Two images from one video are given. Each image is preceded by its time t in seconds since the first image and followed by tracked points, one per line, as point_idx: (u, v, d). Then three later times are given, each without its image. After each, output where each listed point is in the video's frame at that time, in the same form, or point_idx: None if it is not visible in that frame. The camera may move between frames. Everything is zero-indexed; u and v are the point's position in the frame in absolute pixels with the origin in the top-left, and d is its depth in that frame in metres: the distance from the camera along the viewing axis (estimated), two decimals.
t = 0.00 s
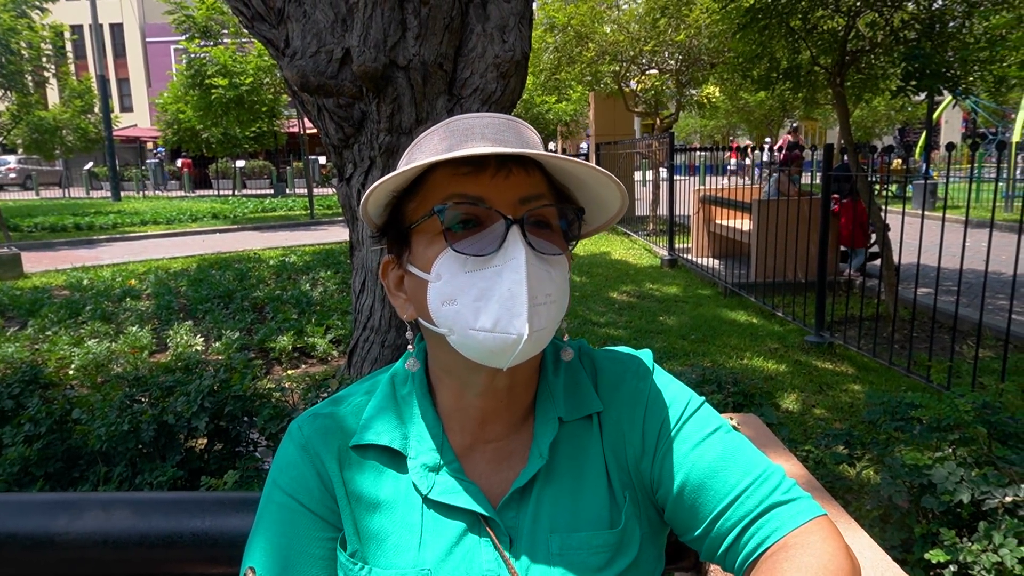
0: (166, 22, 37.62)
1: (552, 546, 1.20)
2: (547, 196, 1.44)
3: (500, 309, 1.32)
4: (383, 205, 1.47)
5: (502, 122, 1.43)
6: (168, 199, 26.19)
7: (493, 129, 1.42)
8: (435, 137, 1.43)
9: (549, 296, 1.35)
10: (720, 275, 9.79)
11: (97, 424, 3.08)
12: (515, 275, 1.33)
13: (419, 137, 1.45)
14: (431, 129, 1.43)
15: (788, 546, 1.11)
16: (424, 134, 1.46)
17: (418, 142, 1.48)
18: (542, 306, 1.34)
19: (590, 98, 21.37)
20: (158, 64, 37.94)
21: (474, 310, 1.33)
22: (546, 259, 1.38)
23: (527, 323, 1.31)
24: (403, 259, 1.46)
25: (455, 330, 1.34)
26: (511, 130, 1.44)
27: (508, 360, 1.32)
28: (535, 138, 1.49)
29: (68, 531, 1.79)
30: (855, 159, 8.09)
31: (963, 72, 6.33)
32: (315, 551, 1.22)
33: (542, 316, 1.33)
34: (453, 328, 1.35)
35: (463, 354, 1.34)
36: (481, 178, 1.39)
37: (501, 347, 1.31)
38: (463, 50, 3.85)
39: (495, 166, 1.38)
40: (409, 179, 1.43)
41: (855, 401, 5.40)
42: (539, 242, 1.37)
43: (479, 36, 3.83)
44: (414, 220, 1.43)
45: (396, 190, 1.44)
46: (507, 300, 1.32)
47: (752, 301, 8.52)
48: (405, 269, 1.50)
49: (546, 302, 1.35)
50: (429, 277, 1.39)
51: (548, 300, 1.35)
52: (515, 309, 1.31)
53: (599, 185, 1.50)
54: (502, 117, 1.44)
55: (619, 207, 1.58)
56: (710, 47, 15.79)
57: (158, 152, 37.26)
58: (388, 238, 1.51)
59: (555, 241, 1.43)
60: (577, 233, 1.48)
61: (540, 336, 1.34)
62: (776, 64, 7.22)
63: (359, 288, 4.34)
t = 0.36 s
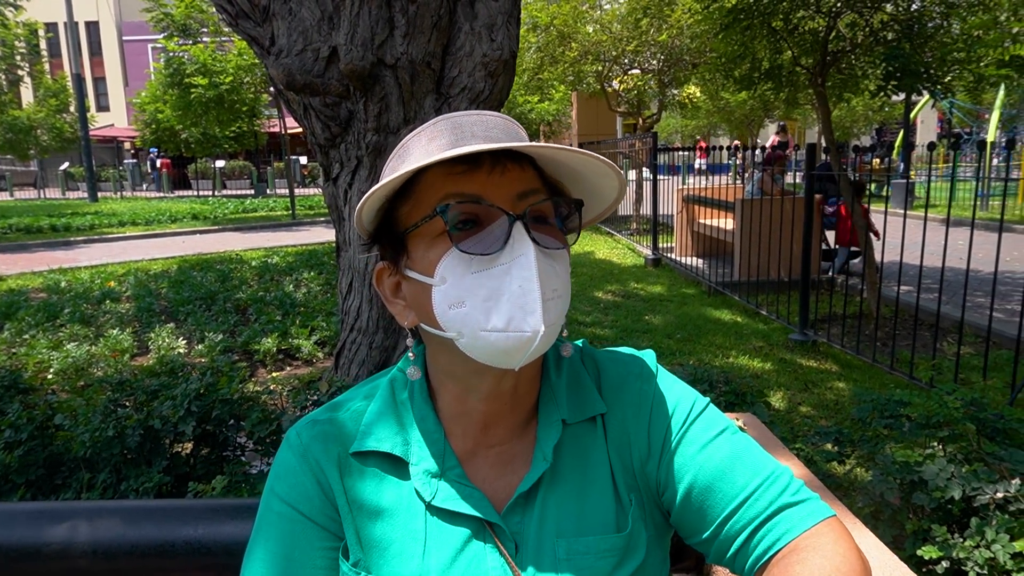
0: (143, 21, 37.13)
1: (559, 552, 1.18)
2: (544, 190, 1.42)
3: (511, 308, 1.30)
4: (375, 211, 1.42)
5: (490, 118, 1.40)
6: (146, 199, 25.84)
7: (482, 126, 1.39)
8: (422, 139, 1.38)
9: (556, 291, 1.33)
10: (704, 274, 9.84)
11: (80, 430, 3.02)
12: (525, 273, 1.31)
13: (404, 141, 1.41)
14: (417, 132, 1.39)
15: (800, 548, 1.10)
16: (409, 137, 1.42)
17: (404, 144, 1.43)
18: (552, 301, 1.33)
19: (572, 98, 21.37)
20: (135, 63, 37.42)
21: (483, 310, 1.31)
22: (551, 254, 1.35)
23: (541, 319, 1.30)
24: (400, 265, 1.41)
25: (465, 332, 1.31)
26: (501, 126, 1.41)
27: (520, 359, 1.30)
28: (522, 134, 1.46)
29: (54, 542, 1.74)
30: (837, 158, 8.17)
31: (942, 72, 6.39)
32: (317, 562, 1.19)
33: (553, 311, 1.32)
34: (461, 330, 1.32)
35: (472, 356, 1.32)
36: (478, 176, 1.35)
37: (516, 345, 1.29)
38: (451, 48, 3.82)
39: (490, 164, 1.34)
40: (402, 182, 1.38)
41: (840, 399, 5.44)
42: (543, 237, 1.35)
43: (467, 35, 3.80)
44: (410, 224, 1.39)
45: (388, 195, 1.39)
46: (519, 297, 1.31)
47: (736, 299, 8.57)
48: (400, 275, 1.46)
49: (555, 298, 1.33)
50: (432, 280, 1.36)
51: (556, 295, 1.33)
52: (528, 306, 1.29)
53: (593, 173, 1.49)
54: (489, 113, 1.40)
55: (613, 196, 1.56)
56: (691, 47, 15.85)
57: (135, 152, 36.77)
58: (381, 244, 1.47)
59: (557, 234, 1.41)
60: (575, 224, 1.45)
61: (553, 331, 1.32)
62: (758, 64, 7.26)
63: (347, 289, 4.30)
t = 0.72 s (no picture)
0: (120, 14, 36.53)
1: (576, 559, 1.15)
2: (549, 187, 1.37)
3: (524, 313, 1.26)
4: (376, 216, 1.36)
5: (489, 115, 1.35)
6: (124, 195, 25.44)
7: (482, 124, 1.34)
8: (420, 139, 1.33)
9: (569, 293, 1.30)
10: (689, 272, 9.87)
11: (63, 433, 2.94)
12: (537, 276, 1.27)
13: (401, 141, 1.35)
14: (415, 132, 1.33)
15: (823, 554, 1.08)
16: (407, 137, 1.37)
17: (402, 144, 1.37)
18: (567, 304, 1.29)
19: (556, 96, 21.36)
20: (111, 57, 36.85)
21: (495, 317, 1.27)
22: (563, 253, 1.32)
23: (556, 324, 1.26)
24: (405, 271, 1.37)
25: (477, 339, 1.27)
26: (500, 122, 1.36)
27: (534, 364, 1.26)
28: (523, 128, 1.42)
29: (42, 551, 1.70)
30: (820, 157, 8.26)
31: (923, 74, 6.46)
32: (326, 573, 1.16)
33: (568, 314, 1.28)
34: (473, 338, 1.28)
35: (484, 363, 1.28)
36: (483, 176, 1.30)
37: (531, 352, 1.25)
38: (442, 44, 3.77)
39: (494, 163, 1.29)
40: (402, 186, 1.33)
41: (826, 397, 5.47)
42: (553, 237, 1.31)
43: (459, 30, 3.74)
44: (413, 229, 1.34)
45: (389, 200, 1.33)
46: (532, 302, 1.27)
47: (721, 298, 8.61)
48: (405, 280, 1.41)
49: (568, 300, 1.30)
50: (439, 287, 1.31)
51: (569, 297, 1.30)
52: (542, 312, 1.26)
53: (601, 167, 1.44)
54: (488, 110, 1.35)
55: (623, 189, 1.52)
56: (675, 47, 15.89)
57: (112, 148, 36.19)
58: (383, 250, 1.42)
59: (566, 233, 1.36)
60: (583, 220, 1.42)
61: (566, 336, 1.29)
62: (743, 62, 7.27)
63: (334, 287, 4.25)
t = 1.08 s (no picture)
0: (85, 11, 35.74)
1: (588, 568, 1.12)
2: (553, 185, 1.33)
3: (533, 319, 1.23)
4: (373, 221, 1.32)
5: (486, 111, 1.31)
6: (91, 196, 24.88)
7: (479, 122, 1.30)
8: (416, 140, 1.29)
9: (578, 295, 1.26)
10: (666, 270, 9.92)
11: (36, 442, 2.83)
12: (546, 281, 1.23)
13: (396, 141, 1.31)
14: (411, 131, 1.29)
15: (841, 559, 1.06)
16: (402, 138, 1.32)
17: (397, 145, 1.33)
18: (575, 307, 1.25)
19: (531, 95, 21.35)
20: (77, 55, 36.04)
21: (503, 323, 1.23)
22: (569, 254, 1.28)
23: (566, 330, 1.23)
24: (405, 277, 1.33)
25: (483, 346, 1.24)
26: (498, 118, 1.32)
27: (543, 370, 1.23)
28: (522, 125, 1.38)
29: (28, 568, 1.73)
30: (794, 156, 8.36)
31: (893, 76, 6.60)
32: None
33: (577, 318, 1.25)
34: (479, 345, 1.24)
35: (492, 370, 1.24)
36: (485, 177, 1.26)
37: (541, 358, 1.21)
38: (424, 42, 3.71)
39: (496, 162, 1.25)
40: (400, 190, 1.29)
41: (806, 394, 5.50)
42: (558, 238, 1.27)
43: (441, 28, 3.68)
44: (413, 233, 1.29)
45: (386, 204, 1.29)
46: (541, 307, 1.23)
47: (699, 296, 8.66)
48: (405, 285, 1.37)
49: (577, 304, 1.26)
50: (443, 293, 1.27)
51: (578, 299, 1.26)
52: (551, 318, 1.22)
53: (605, 162, 1.41)
54: (485, 105, 1.31)
55: (628, 183, 1.49)
56: (649, 46, 15.94)
57: (77, 148, 35.42)
58: (382, 255, 1.38)
59: (573, 233, 1.33)
60: (589, 215, 1.38)
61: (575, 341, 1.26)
62: (717, 62, 7.32)
63: (315, 289, 4.18)
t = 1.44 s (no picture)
0: (52, 2, 34.95)
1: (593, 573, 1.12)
2: (561, 189, 1.33)
3: (544, 324, 1.22)
4: (380, 222, 1.30)
5: (494, 113, 1.31)
6: (57, 192, 24.30)
7: (486, 123, 1.30)
8: (424, 141, 1.27)
9: (586, 299, 1.26)
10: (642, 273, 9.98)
11: (7, 446, 2.75)
12: (557, 286, 1.23)
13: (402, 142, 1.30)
14: (418, 132, 1.28)
15: (846, 561, 1.06)
16: (408, 138, 1.31)
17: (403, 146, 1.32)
18: (584, 311, 1.25)
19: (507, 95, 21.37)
20: (42, 48, 35.19)
21: (513, 327, 1.22)
22: (578, 258, 1.28)
23: (577, 335, 1.22)
24: (411, 279, 1.31)
25: (492, 350, 1.23)
26: (506, 121, 1.32)
27: (553, 375, 1.22)
28: (528, 128, 1.38)
29: None
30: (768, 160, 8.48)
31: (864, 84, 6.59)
32: None
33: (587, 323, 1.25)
34: (488, 349, 1.24)
35: (500, 374, 1.24)
36: (495, 180, 1.25)
37: (551, 363, 1.20)
38: (408, 40, 3.69)
39: (505, 165, 1.25)
40: (409, 190, 1.27)
41: (782, 395, 5.57)
42: (568, 243, 1.27)
43: (425, 27, 3.66)
44: (420, 236, 1.28)
45: (394, 205, 1.28)
46: (552, 312, 1.22)
47: (675, 298, 8.73)
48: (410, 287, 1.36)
49: (585, 308, 1.26)
50: (452, 296, 1.26)
51: (586, 303, 1.26)
52: (563, 322, 1.21)
53: (612, 166, 1.42)
54: (492, 107, 1.31)
55: (634, 188, 1.49)
56: (626, 49, 16.05)
57: (43, 143, 34.62)
58: (386, 256, 1.36)
59: (581, 237, 1.33)
60: (597, 218, 1.38)
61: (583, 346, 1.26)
62: (693, 65, 7.42)
63: (294, 289, 4.12)
